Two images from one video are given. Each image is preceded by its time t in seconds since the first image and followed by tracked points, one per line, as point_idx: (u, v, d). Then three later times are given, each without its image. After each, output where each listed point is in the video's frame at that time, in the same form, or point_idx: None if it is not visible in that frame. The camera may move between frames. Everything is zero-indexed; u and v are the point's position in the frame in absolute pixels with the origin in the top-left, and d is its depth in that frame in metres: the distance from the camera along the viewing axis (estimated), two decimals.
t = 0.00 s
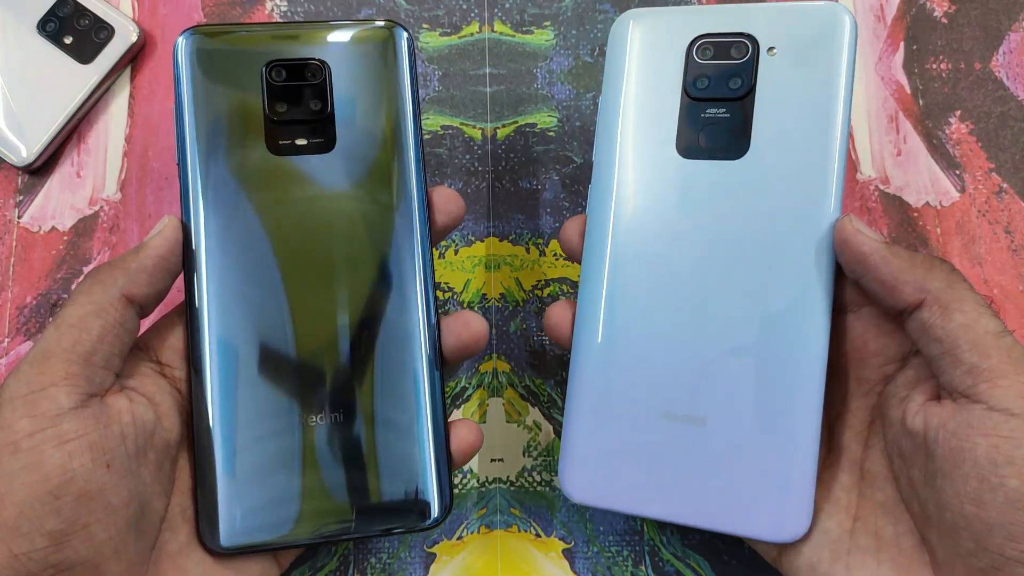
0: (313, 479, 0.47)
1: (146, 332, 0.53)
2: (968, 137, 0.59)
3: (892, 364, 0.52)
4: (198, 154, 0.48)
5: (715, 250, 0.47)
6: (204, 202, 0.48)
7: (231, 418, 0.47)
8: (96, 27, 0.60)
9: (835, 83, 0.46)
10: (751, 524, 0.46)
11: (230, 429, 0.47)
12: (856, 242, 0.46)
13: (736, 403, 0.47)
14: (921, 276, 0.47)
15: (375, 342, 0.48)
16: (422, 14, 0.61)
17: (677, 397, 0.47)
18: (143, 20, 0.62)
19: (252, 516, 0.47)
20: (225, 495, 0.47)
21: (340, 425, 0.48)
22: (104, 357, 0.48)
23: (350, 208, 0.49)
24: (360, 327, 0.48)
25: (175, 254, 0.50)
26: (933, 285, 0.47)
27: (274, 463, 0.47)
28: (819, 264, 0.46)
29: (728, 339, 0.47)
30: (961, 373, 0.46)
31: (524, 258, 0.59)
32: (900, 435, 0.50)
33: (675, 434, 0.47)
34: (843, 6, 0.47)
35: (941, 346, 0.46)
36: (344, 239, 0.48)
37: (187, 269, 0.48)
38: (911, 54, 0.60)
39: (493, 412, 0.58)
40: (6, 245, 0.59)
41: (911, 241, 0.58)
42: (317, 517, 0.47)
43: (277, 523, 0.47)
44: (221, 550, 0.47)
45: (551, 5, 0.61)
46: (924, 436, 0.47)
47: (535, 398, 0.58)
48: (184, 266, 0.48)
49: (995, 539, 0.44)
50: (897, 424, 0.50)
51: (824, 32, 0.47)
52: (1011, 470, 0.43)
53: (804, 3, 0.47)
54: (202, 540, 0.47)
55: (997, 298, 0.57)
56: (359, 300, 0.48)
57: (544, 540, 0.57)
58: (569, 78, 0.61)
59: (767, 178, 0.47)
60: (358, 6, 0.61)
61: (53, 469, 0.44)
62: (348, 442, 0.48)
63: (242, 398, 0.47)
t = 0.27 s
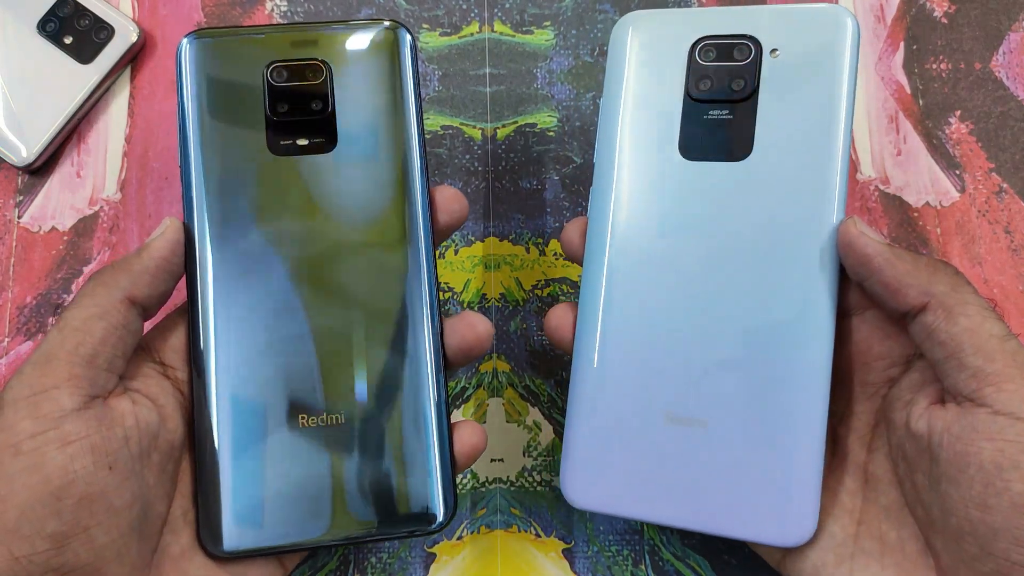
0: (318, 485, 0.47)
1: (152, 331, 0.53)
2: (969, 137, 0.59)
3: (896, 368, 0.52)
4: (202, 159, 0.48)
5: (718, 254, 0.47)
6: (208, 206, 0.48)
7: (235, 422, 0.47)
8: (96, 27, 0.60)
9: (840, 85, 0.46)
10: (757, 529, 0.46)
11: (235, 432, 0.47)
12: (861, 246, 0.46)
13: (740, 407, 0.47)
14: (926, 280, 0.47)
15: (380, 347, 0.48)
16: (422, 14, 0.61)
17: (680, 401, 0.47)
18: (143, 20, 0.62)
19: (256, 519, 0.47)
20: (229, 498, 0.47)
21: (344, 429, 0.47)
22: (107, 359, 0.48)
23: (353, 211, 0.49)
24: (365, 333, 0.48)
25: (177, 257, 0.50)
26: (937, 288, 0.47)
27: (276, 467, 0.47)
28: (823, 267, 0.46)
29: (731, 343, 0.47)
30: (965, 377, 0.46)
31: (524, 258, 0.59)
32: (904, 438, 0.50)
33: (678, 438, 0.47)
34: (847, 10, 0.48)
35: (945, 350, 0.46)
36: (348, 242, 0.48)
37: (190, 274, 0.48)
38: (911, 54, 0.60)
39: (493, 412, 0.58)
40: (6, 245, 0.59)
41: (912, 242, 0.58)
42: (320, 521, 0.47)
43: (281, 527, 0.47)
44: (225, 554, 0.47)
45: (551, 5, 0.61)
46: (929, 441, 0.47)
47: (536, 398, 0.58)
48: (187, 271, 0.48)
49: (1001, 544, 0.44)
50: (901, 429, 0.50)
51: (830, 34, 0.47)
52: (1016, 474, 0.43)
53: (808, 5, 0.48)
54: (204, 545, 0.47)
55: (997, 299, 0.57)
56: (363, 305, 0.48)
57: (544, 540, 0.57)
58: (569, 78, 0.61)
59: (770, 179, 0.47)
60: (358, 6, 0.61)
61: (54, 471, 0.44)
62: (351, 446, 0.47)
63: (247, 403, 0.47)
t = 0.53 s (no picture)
0: (314, 485, 0.46)
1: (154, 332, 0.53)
2: (969, 137, 0.59)
3: (894, 367, 0.52)
4: (204, 162, 0.49)
5: (717, 253, 0.47)
6: (210, 208, 0.49)
7: (233, 422, 0.47)
8: (96, 27, 0.60)
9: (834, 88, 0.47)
10: (759, 528, 0.46)
11: (232, 432, 0.47)
12: (859, 249, 0.46)
13: (739, 406, 0.47)
14: (924, 281, 0.47)
15: (377, 344, 0.47)
16: (422, 14, 0.61)
17: (679, 399, 0.47)
18: (143, 21, 0.62)
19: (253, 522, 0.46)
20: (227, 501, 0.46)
21: (341, 428, 0.47)
22: (112, 360, 0.48)
23: (351, 208, 0.48)
24: (362, 331, 0.48)
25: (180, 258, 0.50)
26: (934, 290, 0.47)
27: (272, 467, 0.46)
28: (823, 267, 0.47)
29: (730, 342, 0.47)
30: (963, 377, 0.46)
31: (524, 258, 0.59)
32: (901, 439, 0.50)
33: (678, 438, 0.47)
34: (842, 17, 0.48)
35: (943, 351, 0.46)
36: (346, 240, 0.48)
37: (191, 275, 0.49)
38: (911, 53, 0.60)
39: (493, 412, 0.58)
40: (6, 245, 0.59)
41: (911, 242, 0.58)
42: (316, 524, 0.46)
43: (277, 530, 0.46)
44: (222, 557, 0.46)
45: (551, 5, 0.61)
46: (926, 441, 0.47)
47: (535, 398, 0.58)
48: (188, 272, 0.49)
49: (999, 543, 0.44)
50: (897, 428, 0.50)
51: (824, 40, 0.48)
52: (1014, 472, 0.43)
53: (803, 13, 0.48)
54: (202, 548, 0.47)
55: (996, 299, 0.57)
56: (360, 302, 0.48)
57: (544, 540, 0.57)
58: (569, 78, 0.61)
59: (766, 179, 0.47)
60: (358, 6, 0.61)
61: (59, 468, 0.44)
62: (348, 445, 0.46)
63: (245, 403, 0.47)
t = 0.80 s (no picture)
0: (308, 488, 0.46)
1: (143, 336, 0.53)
2: (969, 137, 0.59)
3: (890, 369, 0.52)
4: (195, 166, 0.49)
5: (710, 255, 0.47)
6: (202, 211, 0.49)
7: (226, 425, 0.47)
8: (96, 27, 0.60)
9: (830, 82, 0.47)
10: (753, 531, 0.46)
11: (226, 434, 0.47)
12: (852, 246, 0.46)
13: (733, 408, 0.46)
14: (920, 282, 0.47)
15: (369, 346, 0.47)
16: (422, 14, 0.61)
17: (673, 402, 0.47)
18: (143, 21, 0.62)
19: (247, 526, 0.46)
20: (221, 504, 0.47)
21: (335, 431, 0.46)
22: (102, 363, 0.48)
23: (344, 210, 0.48)
24: (355, 333, 0.47)
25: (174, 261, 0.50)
26: (932, 291, 0.47)
27: (266, 469, 0.46)
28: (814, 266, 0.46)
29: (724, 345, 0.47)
30: (960, 379, 0.46)
31: (524, 258, 0.59)
32: (897, 440, 0.50)
33: (671, 440, 0.47)
34: (840, 11, 0.48)
35: (939, 352, 0.46)
36: (338, 243, 0.48)
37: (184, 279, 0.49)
38: (911, 53, 0.60)
39: (493, 412, 0.58)
40: (6, 245, 0.59)
41: (911, 241, 0.58)
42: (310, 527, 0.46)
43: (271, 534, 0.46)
44: (218, 559, 0.46)
45: (551, 5, 0.61)
46: (923, 443, 0.47)
47: (536, 398, 0.58)
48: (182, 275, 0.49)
49: (997, 547, 0.44)
50: (894, 429, 0.50)
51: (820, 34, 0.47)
52: (1012, 476, 0.43)
53: (799, 7, 0.48)
54: (198, 551, 0.47)
55: (996, 299, 0.57)
56: (353, 304, 0.48)
57: (545, 540, 0.57)
58: (569, 78, 0.61)
59: (760, 180, 0.47)
60: (358, 6, 0.61)
61: (50, 472, 0.44)
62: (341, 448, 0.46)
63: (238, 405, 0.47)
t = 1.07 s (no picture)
0: (307, 484, 0.47)
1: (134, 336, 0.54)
2: (969, 137, 0.59)
3: (881, 373, 0.52)
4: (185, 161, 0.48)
5: (704, 255, 0.47)
6: (191, 210, 0.48)
7: (222, 423, 0.47)
8: (96, 27, 0.60)
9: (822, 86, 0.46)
10: (742, 531, 0.46)
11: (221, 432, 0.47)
12: (841, 251, 0.46)
13: (726, 408, 0.46)
14: (910, 285, 0.47)
15: (366, 347, 0.48)
16: (422, 14, 0.61)
17: (666, 403, 0.47)
18: (143, 20, 0.62)
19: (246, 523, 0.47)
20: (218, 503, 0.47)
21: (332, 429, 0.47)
22: (93, 362, 0.48)
23: (338, 212, 0.48)
24: (351, 334, 0.48)
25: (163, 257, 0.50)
26: (920, 294, 0.47)
27: (261, 466, 0.47)
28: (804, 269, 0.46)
29: (718, 346, 0.47)
30: (951, 383, 0.46)
31: (524, 258, 0.59)
32: (890, 444, 0.50)
33: (664, 440, 0.47)
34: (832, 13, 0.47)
35: (930, 356, 0.46)
36: (333, 244, 0.48)
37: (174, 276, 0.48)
38: (911, 53, 0.60)
39: (493, 412, 0.58)
40: (6, 245, 0.59)
41: (911, 241, 0.58)
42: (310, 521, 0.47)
43: (271, 529, 0.47)
44: (214, 553, 0.47)
45: (551, 5, 0.61)
46: (914, 447, 0.48)
47: (535, 398, 0.58)
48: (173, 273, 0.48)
49: (987, 552, 0.44)
50: (887, 434, 0.50)
51: (811, 38, 0.47)
52: (1002, 481, 0.43)
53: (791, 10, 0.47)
54: (195, 548, 0.47)
55: (996, 299, 0.57)
56: (348, 305, 0.48)
57: (544, 540, 0.57)
58: (569, 78, 0.61)
59: (755, 181, 0.47)
60: (358, 6, 0.61)
61: (40, 474, 0.44)
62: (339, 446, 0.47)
63: (233, 403, 0.47)
